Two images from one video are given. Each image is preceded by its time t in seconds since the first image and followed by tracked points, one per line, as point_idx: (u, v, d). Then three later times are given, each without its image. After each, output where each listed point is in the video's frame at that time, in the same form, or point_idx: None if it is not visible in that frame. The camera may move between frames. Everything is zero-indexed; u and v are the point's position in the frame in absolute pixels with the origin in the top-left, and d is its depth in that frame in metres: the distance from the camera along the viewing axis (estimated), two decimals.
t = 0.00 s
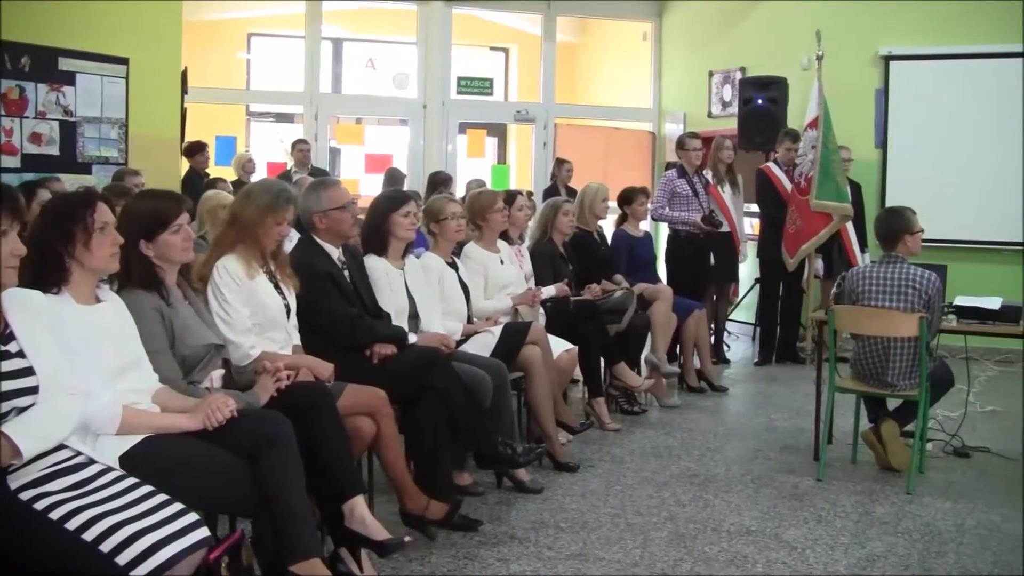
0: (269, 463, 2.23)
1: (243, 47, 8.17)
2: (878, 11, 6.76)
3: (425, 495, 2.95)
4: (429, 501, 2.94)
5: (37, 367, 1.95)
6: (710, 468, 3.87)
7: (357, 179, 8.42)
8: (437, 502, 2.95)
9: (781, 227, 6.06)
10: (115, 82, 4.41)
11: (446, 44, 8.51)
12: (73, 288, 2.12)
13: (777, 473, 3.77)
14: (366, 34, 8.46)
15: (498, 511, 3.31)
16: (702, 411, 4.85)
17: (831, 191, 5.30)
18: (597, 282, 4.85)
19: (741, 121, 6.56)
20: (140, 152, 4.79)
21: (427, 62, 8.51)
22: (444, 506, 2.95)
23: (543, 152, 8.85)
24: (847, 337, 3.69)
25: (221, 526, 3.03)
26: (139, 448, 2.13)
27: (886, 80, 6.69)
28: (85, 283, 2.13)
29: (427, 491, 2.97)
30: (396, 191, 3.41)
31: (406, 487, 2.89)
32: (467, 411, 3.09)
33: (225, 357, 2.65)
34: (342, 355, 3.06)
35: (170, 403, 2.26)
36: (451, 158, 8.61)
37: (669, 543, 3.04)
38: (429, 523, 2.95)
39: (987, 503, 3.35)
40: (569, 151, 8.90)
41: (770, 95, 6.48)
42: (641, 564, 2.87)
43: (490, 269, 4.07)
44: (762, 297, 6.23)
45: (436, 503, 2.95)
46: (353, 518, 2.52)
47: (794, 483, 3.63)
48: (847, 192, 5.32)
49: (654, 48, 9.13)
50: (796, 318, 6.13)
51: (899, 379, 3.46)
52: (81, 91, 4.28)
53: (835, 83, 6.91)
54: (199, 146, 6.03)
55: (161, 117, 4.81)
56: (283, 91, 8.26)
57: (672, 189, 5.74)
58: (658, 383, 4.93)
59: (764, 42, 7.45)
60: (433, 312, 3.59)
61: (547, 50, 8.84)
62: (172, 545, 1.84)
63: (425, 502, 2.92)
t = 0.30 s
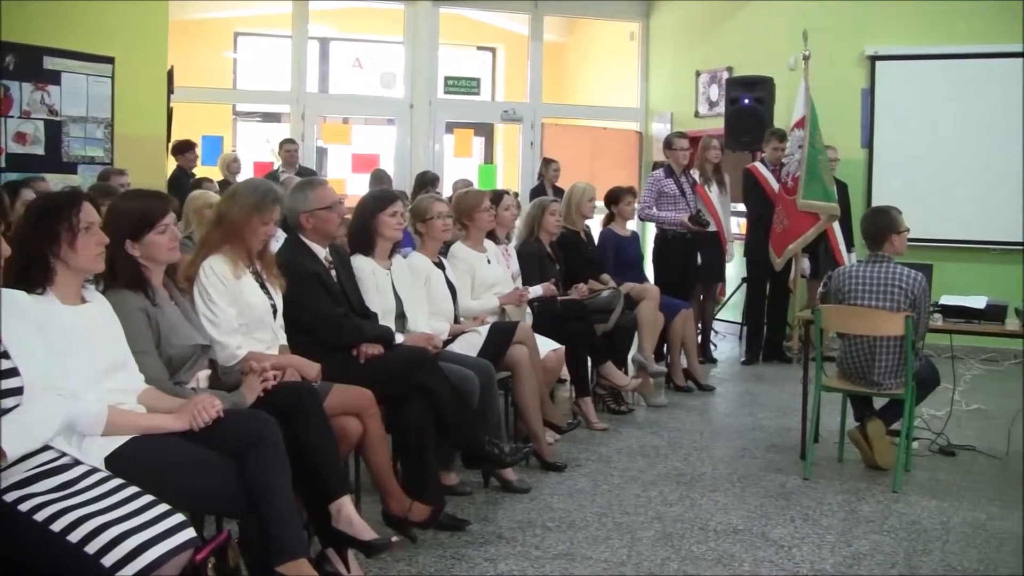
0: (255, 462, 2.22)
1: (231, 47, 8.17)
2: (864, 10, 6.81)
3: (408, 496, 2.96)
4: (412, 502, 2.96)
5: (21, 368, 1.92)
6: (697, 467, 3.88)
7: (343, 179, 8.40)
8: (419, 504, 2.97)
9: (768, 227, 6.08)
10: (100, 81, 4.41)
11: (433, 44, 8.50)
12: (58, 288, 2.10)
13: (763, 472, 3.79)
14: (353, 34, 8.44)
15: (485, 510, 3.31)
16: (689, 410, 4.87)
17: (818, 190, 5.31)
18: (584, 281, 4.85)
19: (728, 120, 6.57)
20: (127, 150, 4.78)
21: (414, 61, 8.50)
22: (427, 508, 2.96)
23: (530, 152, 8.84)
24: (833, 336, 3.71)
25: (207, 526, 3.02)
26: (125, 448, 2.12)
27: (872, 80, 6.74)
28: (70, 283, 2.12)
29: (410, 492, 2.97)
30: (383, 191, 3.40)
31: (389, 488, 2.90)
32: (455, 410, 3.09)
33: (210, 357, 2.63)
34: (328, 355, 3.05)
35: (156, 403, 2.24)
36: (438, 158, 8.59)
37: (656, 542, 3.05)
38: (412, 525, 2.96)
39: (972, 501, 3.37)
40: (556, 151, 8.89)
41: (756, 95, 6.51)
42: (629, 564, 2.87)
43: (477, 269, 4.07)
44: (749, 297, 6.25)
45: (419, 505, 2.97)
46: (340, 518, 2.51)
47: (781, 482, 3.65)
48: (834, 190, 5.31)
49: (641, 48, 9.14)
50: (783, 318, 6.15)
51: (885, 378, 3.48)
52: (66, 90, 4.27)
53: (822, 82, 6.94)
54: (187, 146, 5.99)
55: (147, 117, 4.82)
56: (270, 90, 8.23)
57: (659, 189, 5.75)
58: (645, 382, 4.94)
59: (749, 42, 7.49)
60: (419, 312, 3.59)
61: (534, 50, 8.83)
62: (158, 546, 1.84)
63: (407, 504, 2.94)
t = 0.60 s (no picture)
0: (237, 463, 2.20)
1: (211, 47, 8.15)
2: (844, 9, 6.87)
3: (394, 494, 2.93)
4: (398, 500, 2.93)
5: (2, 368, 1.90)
6: (679, 465, 3.90)
7: (324, 178, 8.37)
8: (406, 501, 2.94)
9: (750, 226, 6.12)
10: (80, 80, 4.38)
11: (415, 43, 8.48)
12: (38, 288, 2.08)
13: (745, 470, 3.81)
14: (334, 33, 8.42)
15: (467, 509, 3.31)
16: (670, 408, 4.88)
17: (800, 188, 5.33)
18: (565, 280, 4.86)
19: (709, 118, 6.61)
20: (107, 150, 4.77)
21: (395, 60, 8.47)
22: (413, 505, 2.93)
23: (511, 151, 8.82)
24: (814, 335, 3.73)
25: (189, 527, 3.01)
26: (106, 448, 2.10)
27: (852, 79, 6.78)
28: (50, 282, 2.09)
29: (394, 490, 2.97)
30: (364, 190, 3.39)
31: (374, 486, 2.88)
32: (438, 409, 3.08)
33: (191, 358, 2.61)
34: (310, 355, 3.03)
35: (138, 403, 2.22)
36: (419, 157, 8.57)
37: (638, 541, 3.05)
38: (398, 523, 2.93)
39: (951, 498, 3.40)
40: (537, 151, 8.89)
41: (738, 94, 6.54)
42: (611, 563, 2.87)
43: (458, 268, 4.06)
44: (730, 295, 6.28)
45: (405, 503, 2.93)
46: (321, 517, 2.51)
47: (762, 481, 3.67)
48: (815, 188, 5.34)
49: (622, 47, 9.14)
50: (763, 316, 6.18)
51: (866, 376, 3.50)
52: (47, 89, 4.25)
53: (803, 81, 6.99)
54: (169, 145, 5.95)
55: (128, 117, 4.81)
56: (250, 90, 8.19)
57: (640, 189, 5.76)
58: (627, 381, 4.94)
59: (730, 41, 7.54)
60: (401, 311, 3.58)
61: (515, 49, 8.82)
62: (138, 547, 1.82)
63: (394, 501, 2.91)
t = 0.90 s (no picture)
0: (224, 463, 2.19)
1: (199, 46, 8.12)
2: (831, 9, 6.89)
3: (380, 495, 2.94)
4: (384, 501, 2.94)
5: None
6: (667, 465, 3.90)
7: (313, 177, 8.35)
8: (391, 503, 2.95)
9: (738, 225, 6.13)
10: (67, 80, 4.35)
11: (403, 42, 8.46)
12: (25, 287, 2.06)
13: (733, 470, 3.82)
14: (323, 32, 8.41)
15: (455, 509, 3.31)
16: (658, 408, 4.89)
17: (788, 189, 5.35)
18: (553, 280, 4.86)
19: (697, 118, 6.62)
20: (95, 149, 4.73)
21: (383, 59, 8.45)
22: (399, 506, 2.95)
23: (499, 151, 8.81)
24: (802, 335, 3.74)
25: (177, 527, 2.99)
26: (93, 448, 2.09)
27: (840, 79, 6.81)
28: (37, 281, 2.08)
29: (382, 490, 2.96)
30: (351, 190, 3.38)
31: (360, 487, 2.88)
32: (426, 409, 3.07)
33: (178, 357, 2.60)
34: (297, 354, 3.02)
35: (126, 403, 2.21)
36: (408, 157, 8.55)
37: (627, 540, 3.06)
38: (383, 524, 2.94)
39: (938, 498, 3.42)
40: (525, 150, 8.89)
41: (726, 93, 6.55)
42: (600, 562, 2.87)
43: (446, 267, 4.05)
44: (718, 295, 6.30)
45: (391, 504, 2.95)
46: (309, 517, 2.50)
47: (750, 480, 3.68)
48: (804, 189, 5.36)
49: (610, 47, 9.14)
50: (752, 316, 6.20)
51: (854, 376, 3.52)
52: (34, 88, 4.22)
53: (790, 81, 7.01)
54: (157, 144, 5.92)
55: (116, 117, 4.79)
56: (238, 89, 8.17)
57: (628, 189, 5.77)
58: (615, 380, 4.95)
59: (718, 42, 7.55)
60: (389, 311, 3.56)
61: (504, 49, 8.82)
62: (125, 548, 1.81)
63: (379, 503, 2.92)
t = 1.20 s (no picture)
0: (212, 463, 2.18)
1: (186, 45, 8.10)
2: (818, 10, 6.91)
3: (368, 492, 2.93)
4: (372, 499, 2.92)
5: None
6: (654, 464, 3.91)
7: (300, 177, 8.34)
8: (380, 501, 2.93)
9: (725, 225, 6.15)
10: (53, 79, 4.33)
11: (391, 42, 8.44)
12: (11, 288, 2.05)
13: (721, 469, 3.83)
14: (310, 32, 8.39)
15: (443, 509, 3.30)
16: (646, 408, 4.90)
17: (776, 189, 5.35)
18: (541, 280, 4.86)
19: (685, 118, 6.64)
20: (82, 149, 4.70)
21: (370, 59, 8.44)
22: (387, 505, 2.93)
23: (487, 151, 8.79)
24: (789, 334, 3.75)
25: (164, 527, 2.98)
26: (80, 448, 2.07)
27: (828, 79, 6.84)
28: (23, 283, 2.07)
29: (370, 489, 2.96)
30: (338, 190, 3.37)
31: (349, 484, 2.86)
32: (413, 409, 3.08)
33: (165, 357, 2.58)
34: (284, 353, 3.01)
35: (113, 403, 2.20)
36: (395, 156, 8.54)
37: (614, 540, 3.06)
38: (371, 522, 2.92)
39: (925, 497, 3.44)
40: (513, 150, 8.89)
41: (713, 93, 6.55)
42: (587, 562, 2.87)
43: (434, 267, 4.05)
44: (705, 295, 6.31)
45: (379, 501, 2.93)
46: (297, 517, 2.49)
47: (738, 479, 3.69)
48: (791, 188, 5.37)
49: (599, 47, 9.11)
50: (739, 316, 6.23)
51: (841, 375, 3.53)
52: (20, 88, 4.18)
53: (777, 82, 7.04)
54: (143, 143, 5.89)
55: (102, 116, 4.77)
56: (224, 89, 8.14)
57: (616, 188, 5.77)
58: (603, 380, 4.95)
59: (705, 42, 7.57)
60: (377, 311, 3.55)
61: (491, 48, 8.81)
62: (113, 548, 1.81)
63: (368, 500, 2.90)
